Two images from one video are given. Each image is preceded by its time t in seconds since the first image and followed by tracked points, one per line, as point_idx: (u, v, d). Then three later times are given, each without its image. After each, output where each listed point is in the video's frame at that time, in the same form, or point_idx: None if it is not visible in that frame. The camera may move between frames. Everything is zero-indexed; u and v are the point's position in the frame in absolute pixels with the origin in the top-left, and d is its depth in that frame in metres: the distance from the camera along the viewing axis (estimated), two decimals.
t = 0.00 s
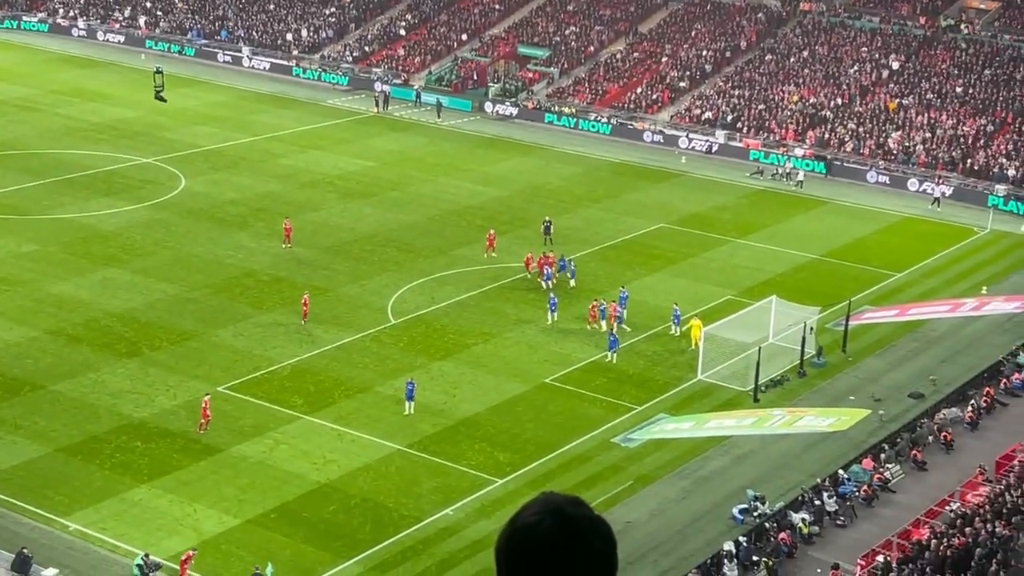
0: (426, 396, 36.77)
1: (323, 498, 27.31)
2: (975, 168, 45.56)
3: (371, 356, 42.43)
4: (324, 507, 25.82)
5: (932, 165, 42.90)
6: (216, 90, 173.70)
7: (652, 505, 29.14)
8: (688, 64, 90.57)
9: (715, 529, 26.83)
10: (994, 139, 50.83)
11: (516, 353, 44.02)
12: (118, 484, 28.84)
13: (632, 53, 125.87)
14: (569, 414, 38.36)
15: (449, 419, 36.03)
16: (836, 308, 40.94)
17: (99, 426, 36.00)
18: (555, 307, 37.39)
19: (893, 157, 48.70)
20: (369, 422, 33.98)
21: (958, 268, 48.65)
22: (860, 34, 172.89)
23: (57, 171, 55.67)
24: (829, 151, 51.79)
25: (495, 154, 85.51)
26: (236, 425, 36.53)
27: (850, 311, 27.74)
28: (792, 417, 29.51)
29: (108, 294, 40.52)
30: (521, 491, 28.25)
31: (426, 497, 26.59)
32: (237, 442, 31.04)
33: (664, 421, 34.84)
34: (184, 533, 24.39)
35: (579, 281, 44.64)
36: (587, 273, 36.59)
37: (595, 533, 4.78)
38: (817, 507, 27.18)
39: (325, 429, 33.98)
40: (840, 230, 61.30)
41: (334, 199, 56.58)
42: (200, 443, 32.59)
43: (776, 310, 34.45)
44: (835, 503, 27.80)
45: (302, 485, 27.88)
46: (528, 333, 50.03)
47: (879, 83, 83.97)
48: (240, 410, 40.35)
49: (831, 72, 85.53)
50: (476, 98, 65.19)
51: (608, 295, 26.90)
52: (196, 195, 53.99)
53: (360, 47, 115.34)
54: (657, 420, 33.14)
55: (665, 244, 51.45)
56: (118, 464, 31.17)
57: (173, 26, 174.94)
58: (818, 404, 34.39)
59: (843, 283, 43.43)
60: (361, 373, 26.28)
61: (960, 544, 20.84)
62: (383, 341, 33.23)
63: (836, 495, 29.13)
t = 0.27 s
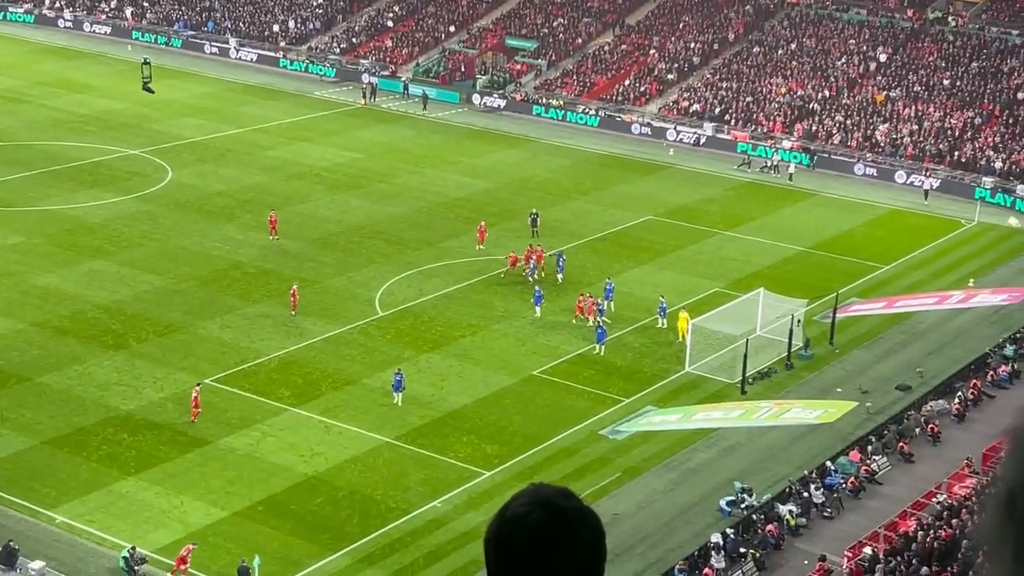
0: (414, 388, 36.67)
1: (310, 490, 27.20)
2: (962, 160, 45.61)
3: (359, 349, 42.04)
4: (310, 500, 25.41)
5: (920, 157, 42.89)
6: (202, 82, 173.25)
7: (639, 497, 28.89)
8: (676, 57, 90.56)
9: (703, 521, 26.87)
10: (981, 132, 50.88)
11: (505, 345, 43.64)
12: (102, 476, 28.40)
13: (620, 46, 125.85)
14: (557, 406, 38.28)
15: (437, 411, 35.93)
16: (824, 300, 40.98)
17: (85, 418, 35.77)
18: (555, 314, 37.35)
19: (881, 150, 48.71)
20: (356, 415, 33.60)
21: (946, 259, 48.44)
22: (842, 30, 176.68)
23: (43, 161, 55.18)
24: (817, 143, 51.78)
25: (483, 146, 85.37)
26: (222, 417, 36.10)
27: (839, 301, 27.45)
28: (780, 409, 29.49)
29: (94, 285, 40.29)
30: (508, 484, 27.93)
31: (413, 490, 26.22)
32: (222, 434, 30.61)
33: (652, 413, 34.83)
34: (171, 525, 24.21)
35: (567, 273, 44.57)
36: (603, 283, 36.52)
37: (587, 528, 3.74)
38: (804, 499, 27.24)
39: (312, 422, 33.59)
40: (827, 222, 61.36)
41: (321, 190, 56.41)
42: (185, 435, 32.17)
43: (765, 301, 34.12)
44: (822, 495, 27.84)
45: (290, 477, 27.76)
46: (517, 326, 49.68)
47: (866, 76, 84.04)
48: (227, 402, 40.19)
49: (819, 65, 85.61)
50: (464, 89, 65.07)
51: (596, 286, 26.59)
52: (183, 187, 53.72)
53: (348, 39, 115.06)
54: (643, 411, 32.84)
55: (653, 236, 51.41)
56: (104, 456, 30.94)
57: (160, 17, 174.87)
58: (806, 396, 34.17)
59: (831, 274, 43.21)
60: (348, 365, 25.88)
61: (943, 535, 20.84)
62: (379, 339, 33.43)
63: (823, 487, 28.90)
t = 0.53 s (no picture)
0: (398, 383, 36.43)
1: (294, 484, 26.98)
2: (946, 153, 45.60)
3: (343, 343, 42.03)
4: (294, 493, 25.35)
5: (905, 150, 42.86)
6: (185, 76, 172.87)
7: (624, 490, 28.98)
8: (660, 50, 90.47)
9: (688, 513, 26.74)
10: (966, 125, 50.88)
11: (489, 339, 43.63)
12: (86, 469, 28.31)
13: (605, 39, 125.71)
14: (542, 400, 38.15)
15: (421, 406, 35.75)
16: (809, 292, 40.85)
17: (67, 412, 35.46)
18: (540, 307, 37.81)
19: (866, 142, 48.66)
20: (341, 408, 33.57)
21: (929, 251, 48.62)
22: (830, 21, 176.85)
23: (26, 154, 54.99)
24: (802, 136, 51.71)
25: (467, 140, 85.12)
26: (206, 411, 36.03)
27: (822, 294, 27.62)
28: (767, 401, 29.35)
29: (77, 279, 39.94)
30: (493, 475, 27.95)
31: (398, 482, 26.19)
32: (207, 427, 30.55)
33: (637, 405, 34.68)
34: (155, 520, 23.95)
35: (552, 266, 44.38)
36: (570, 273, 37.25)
37: (568, 519, 3.59)
38: (789, 491, 27.16)
39: (298, 415, 33.56)
40: (812, 215, 61.36)
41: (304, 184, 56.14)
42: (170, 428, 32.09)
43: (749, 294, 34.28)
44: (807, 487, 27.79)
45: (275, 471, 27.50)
46: (501, 320, 49.69)
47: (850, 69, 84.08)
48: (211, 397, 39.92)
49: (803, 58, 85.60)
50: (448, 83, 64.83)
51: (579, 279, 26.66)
52: (165, 180, 53.36)
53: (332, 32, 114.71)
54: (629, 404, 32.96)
55: (638, 229, 51.26)
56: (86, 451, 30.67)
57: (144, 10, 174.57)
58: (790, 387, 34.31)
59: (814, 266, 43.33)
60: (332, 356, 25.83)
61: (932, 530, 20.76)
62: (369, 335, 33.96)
63: (807, 479, 29.07)
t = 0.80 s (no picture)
0: (381, 377, 36.88)
1: (277, 478, 27.47)
2: (920, 148, 46.21)
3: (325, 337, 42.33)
4: (276, 488, 25.71)
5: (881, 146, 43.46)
6: (166, 69, 172.75)
7: (604, 483, 29.48)
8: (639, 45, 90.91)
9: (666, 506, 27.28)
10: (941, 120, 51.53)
11: (469, 332, 43.98)
12: (70, 465, 28.65)
13: (585, 32, 126.17)
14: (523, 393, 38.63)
15: (404, 399, 36.19)
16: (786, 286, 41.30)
17: (50, 408, 35.83)
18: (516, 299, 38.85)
19: (842, 137, 49.25)
20: (323, 403, 33.92)
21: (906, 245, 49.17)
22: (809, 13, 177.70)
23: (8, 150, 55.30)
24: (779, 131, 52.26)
25: (448, 134, 85.58)
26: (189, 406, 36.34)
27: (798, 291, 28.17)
28: (744, 395, 29.85)
29: (59, 275, 40.29)
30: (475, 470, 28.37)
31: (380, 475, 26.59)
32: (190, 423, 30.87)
33: (615, 400, 35.19)
34: (139, 514, 24.39)
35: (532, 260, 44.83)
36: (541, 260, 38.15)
37: (543, 517, 4.09)
38: (767, 484, 27.79)
39: (280, 410, 33.88)
40: (790, 209, 61.95)
41: (285, 179, 56.49)
42: (153, 424, 32.40)
43: (727, 289, 34.79)
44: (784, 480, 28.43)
45: (256, 466, 28.03)
46: (482, 313, 50.04)
47: (828, 63, 84.68)
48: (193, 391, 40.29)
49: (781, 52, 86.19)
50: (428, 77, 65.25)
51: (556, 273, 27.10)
52: (147, 176, 53.67)
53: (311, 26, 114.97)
54: (609, 399, 33.46)
55: (617, 224, 51.75)
56: (70, 446, 31.03)
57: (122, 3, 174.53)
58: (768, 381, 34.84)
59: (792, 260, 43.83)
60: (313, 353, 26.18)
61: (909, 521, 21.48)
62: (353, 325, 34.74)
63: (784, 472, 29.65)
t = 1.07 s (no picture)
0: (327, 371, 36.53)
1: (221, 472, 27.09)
2: (864, 140, 46.52)
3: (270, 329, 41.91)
4: (220, 481, 25.38)
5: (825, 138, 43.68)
6: (106, 64, 170.66)
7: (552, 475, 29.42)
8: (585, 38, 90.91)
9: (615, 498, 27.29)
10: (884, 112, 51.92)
11: (416, 324, 43.70)
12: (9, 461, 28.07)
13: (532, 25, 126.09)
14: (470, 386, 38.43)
15: (350, 393, 35.88)
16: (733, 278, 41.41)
17: None
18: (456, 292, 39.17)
19: (787, 129, 49.47)
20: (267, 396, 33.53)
21: (850, 236, 49.49)
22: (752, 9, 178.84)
23: None
24: (724, 123, 52.38)
25: (394, 127, 85.09)
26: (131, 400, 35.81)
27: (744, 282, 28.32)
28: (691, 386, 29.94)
29: None
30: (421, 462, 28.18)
31: (325, 467, 26.32)
32: (131, 417, 30.39)
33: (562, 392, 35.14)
34: (81, 510, 23.92)
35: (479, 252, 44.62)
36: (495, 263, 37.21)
37: (493, 507, 4.07)
38: (714, 474, 27.90)
39: (224, 403, 33.45)
40: (736, 201, 62.17)
41: (229, 172, 55.85)
42: (93, 418, 31.87)
43: (674, 281, 34.81)
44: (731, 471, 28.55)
45: (201, 459, 27.62)
46: (428, 304, 49.74)
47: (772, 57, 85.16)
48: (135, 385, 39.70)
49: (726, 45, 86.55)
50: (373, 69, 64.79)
51: (502, 262, 26.96)
52: (87, 169, 52.84)
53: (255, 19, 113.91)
54: (557, 392, 33.40)
55: (564, 216, 51.63)
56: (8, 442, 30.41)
57: None
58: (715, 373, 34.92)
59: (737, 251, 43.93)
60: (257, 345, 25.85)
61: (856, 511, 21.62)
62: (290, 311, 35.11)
63: (731, 463, 29.78)
